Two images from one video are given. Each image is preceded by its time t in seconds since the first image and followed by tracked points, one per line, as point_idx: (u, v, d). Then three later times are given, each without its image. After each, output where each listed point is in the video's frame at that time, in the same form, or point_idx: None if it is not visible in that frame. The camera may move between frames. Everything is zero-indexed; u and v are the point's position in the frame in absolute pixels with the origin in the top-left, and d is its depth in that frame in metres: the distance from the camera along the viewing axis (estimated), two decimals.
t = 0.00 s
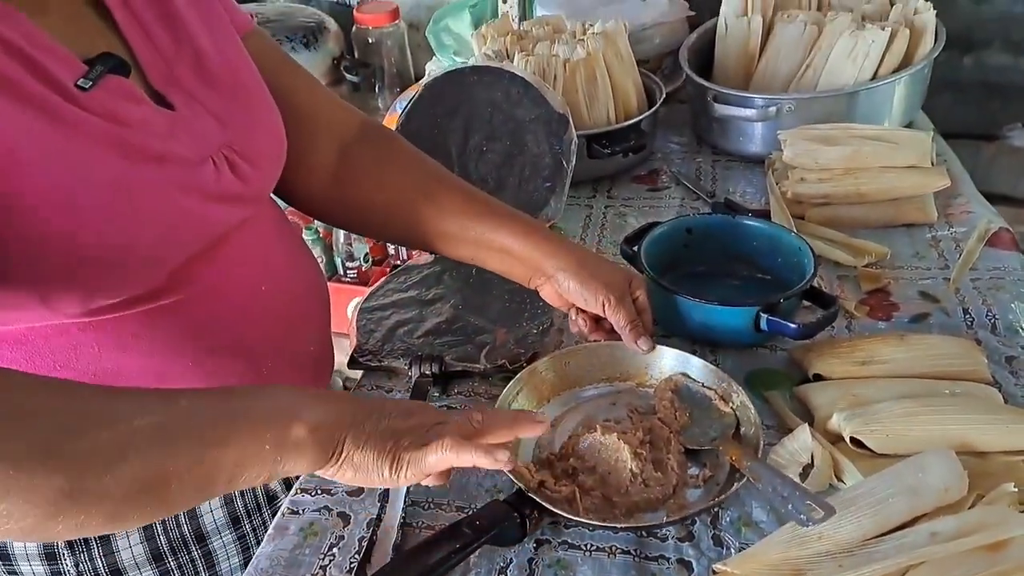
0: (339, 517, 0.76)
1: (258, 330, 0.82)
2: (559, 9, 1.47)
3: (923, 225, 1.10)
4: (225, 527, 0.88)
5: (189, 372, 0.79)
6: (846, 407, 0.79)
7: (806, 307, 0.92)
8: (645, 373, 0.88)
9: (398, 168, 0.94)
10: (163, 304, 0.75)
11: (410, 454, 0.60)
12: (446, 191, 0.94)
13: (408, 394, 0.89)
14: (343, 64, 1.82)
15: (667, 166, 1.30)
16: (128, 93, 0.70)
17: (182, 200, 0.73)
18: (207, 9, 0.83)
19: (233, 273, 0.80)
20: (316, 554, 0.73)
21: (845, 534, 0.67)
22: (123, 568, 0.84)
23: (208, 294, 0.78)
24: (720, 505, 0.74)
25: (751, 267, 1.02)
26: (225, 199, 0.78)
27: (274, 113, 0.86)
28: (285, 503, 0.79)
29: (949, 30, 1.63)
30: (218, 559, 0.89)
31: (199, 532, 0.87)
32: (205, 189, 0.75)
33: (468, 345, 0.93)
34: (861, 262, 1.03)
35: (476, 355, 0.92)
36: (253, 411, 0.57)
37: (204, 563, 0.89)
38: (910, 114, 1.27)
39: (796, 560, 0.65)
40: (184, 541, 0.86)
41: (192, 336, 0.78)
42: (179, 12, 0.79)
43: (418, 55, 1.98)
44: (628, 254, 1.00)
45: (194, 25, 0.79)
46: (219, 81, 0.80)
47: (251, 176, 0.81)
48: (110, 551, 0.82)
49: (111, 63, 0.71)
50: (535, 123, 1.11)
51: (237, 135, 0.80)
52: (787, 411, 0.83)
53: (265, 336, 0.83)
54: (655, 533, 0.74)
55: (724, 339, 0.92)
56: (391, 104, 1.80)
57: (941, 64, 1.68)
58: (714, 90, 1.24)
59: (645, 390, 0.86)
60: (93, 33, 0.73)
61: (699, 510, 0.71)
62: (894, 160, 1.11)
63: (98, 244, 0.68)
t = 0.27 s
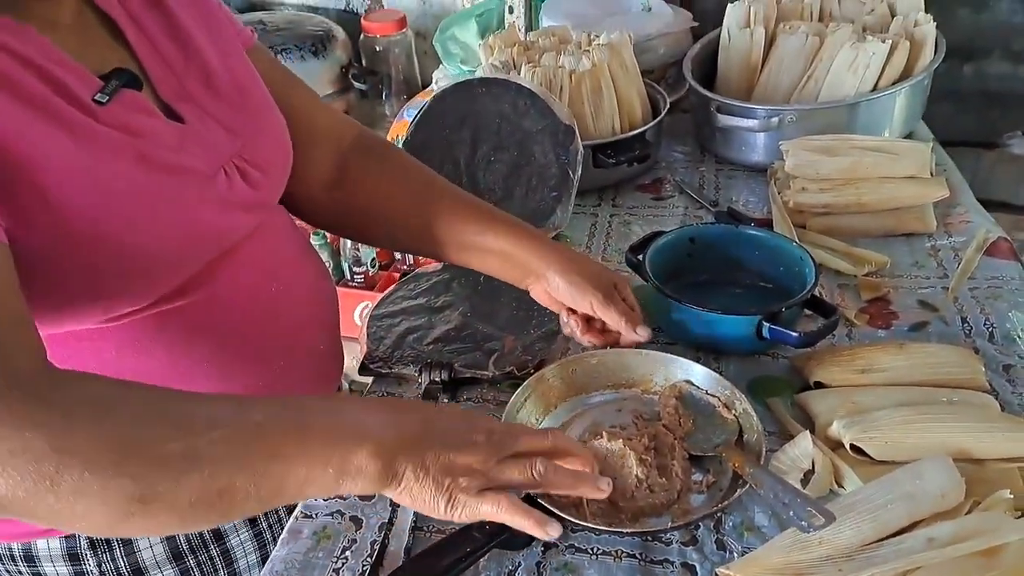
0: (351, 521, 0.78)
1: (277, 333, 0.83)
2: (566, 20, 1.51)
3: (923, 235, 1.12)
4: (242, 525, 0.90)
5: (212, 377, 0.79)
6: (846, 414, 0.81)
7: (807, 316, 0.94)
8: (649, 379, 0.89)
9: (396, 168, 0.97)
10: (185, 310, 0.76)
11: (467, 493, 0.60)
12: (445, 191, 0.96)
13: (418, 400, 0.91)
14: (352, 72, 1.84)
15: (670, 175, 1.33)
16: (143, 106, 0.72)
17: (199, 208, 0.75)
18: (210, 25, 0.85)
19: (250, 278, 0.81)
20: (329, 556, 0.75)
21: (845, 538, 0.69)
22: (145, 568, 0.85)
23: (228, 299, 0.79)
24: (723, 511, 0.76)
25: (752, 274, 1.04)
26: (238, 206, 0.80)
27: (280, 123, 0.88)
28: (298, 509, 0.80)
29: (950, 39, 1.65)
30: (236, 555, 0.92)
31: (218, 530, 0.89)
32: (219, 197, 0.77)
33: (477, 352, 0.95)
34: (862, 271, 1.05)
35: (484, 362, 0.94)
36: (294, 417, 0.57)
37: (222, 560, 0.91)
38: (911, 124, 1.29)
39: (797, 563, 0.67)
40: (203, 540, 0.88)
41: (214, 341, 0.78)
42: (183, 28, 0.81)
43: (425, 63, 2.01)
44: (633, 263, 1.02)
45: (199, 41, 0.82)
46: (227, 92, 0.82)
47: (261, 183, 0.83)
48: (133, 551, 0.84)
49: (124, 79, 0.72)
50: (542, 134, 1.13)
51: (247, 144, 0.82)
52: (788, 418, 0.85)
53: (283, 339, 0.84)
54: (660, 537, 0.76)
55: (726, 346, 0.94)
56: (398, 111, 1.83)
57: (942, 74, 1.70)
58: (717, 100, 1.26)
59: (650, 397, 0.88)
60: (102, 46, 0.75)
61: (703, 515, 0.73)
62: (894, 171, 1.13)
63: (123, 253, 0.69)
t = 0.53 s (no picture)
0: (365, 522, 0.80)
1: (294, 329, 0.87)
2: (571, 28, 1.54)
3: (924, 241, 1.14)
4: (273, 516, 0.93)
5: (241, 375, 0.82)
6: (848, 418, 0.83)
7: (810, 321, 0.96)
8: (656, 383, 0.91)
9: (394, 175, 1.00)
10: (211, 311, 0.79)
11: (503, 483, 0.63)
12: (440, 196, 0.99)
13: (429, 404, 0.94)
14: (359, 78, 1.87)
15: (674, 182, 1.35)
16: (166, 114, 0.73)
17: (229, 210, 0.76)
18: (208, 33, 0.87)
19: (268, 277, 0.84)
20: (343, 556, 0.77)
21: (847, 539, 0.71)
22: (183, 560, 0.87)
23: (249, 298, 0.82)
24: (728, 512, 0.78)
25: (756, 279, 1.06)
26: (262, 206, 0.81)
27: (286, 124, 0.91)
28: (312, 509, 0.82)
29: (951, 47, 1.68)
30: (267, 546, 0.94)
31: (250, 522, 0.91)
32: (246, 197, 0.79)
33: (485, 357, 0.97)
34: (863, 277, 1.07)
35: (493, 366, 0.96)
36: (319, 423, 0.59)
37: (254, 550, 0.93)
38: (912, 132, 1.33)
39: (801, 563, 0.69)
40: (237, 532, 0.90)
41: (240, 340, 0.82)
42: (183, 37, 0.83)
43: (432, 69, 2.04)
44: (638, 268, 1.04)
45: (201, 50, 0.84)
46: (235, 96, 0.84)
47: (279, 183, 0.85)
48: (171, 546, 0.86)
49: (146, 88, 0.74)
50: (549, 142, 1.16)
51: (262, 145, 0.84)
52: (791, 421, 0.87)
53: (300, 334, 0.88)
54: (666, 538, 0.77)
55: (730, 351, 0.96)
56: (405, 116, 1.85)
57: (943, 81, 1.73)
58: (721, 108, 1.28)
59: (656, 401, 0.90)
60: (117, 54, 0.76)
61: (708, 516, 0.75)
62: (895, 178, 1.15)
63: (162, 259, 0.71)
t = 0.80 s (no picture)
0: (379, 522, 0.82)
1: (310, 326, 0.89)
2: (577, 39, 1.57)
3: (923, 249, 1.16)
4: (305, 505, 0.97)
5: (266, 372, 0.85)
6: (849, 422, 0.86)
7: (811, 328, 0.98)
8: (662, 387, 0.94)
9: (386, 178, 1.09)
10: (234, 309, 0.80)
11: (490, 446, 0.64)
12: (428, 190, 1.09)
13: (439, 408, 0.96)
14: (367, 86, 1.88)
15: (678, 190, 1.37)
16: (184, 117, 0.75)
17: (247, 211, 0.78)
18: (201, 48, 0.89)
19: (283, 276, 0.87)
20: (358, 555, 0.79)
21: (848, 539, 0.73)
22: (227, 553, 0.91)
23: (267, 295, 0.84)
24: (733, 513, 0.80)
25: (758, 284, 1.08)
26: (276, 206, 0.83)
27: (286, 127, 0.93)
28: (327, 509, 0.85)
29: (949, 57, 1.72)
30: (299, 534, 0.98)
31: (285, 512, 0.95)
32: (262, 198, 0.81)
33: (495, 362, 1.00)
34: (864, 284, 1.09)
35: (503, 371, 0.98)
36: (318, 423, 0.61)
37: (289, 538, 0.97)
38: (911, 142, 1.37)
39: (804, 561, 0.71)
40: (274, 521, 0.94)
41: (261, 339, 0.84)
42: (179, 48, 0.85)
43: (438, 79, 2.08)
44: (643, 275, 1.06)
45: (196, 65, 0.86)
46: (237, 102, 0.86)
47: (288, 183, 0.87)
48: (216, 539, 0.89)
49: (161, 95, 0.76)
50: (556, 151, 1.19)
51: (270, 147, 0.86)
52: (793, 425, 0.90)
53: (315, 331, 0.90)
54: (672, 538, 0.80)
55: (733, 355, 0.98)
56: (412, 124, 1.88)
57: (942, 91, 1.76)
58: (724, 118, 1.31)
59: (661, 404, 0.92)
60: (127, 62, 0.77)
61: (713, 517, 0.78)
62: (895, 187, 1.18)
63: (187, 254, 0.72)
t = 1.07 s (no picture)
0: (392, 523, 0.84)
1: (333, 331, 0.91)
2: (581, 51, 1.60)
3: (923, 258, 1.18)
4: (320, 506, 1.00)
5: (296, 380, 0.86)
6: (850, 426, 0.88)
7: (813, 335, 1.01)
8: (667, 393, 0.96)
9: (339, 203, 1.11)
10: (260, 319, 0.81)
11: (465, 404, 0.75)
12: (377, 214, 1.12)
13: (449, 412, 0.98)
14: (374, 96, 1.90)
15: (681, 200, 1.40)
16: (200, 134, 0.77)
17: (271, 222, 0.80)
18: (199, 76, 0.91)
19: (303, 285, 0.88)
20: (372, 556, 0.81)
21: (850, 540, 0.75)
22: (252, 557, 0.93)
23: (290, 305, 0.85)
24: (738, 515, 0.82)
25: (762, 294, 1.10)
26: (292, 215, 0.86)
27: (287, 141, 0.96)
28: (341, 511, 0.87)
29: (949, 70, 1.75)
30: (316, 535, 1.00)
31: (302, 514, 0.98)
32: (280, 207, 0.83)
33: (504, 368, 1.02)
34: (864, 292, 1.12)
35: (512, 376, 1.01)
36: (309, 395, 0.67)
37: (308, 541, 0.99)
38: (911, 153, 1.40)
39: (807, 561, 0.73)
40: (293, 524, 0.97)
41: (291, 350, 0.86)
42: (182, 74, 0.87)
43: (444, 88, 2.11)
44: (648, 283, 1.09)
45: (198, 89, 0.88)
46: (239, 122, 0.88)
47: (299, 193, 0.89)
48: (241, 542, 0.92)
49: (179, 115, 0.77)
50: (563, 161, 1.22)
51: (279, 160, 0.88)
52: (795, 429, 0.92)
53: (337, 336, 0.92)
54: (679, 540, 0.82)
55: (737, 363, 1.00)
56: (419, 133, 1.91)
57: (941, 102, 1.79)
58: (727, 129, 1.34)
59: (667, 410, 0.95)
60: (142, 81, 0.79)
61: (718, 518, 0.80)
62: (894, 197, 1.20)
63: (217, 263, 0.73)
